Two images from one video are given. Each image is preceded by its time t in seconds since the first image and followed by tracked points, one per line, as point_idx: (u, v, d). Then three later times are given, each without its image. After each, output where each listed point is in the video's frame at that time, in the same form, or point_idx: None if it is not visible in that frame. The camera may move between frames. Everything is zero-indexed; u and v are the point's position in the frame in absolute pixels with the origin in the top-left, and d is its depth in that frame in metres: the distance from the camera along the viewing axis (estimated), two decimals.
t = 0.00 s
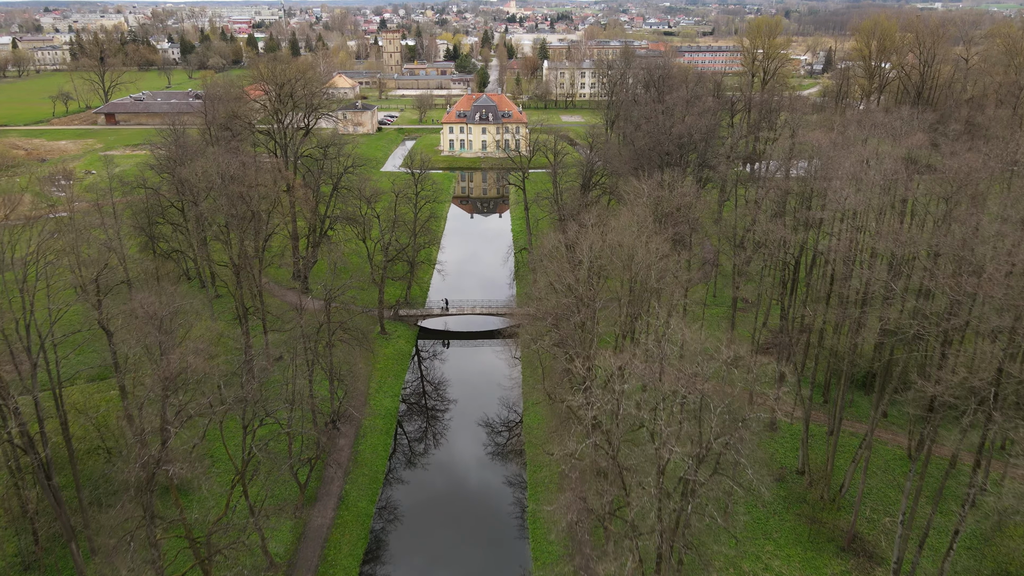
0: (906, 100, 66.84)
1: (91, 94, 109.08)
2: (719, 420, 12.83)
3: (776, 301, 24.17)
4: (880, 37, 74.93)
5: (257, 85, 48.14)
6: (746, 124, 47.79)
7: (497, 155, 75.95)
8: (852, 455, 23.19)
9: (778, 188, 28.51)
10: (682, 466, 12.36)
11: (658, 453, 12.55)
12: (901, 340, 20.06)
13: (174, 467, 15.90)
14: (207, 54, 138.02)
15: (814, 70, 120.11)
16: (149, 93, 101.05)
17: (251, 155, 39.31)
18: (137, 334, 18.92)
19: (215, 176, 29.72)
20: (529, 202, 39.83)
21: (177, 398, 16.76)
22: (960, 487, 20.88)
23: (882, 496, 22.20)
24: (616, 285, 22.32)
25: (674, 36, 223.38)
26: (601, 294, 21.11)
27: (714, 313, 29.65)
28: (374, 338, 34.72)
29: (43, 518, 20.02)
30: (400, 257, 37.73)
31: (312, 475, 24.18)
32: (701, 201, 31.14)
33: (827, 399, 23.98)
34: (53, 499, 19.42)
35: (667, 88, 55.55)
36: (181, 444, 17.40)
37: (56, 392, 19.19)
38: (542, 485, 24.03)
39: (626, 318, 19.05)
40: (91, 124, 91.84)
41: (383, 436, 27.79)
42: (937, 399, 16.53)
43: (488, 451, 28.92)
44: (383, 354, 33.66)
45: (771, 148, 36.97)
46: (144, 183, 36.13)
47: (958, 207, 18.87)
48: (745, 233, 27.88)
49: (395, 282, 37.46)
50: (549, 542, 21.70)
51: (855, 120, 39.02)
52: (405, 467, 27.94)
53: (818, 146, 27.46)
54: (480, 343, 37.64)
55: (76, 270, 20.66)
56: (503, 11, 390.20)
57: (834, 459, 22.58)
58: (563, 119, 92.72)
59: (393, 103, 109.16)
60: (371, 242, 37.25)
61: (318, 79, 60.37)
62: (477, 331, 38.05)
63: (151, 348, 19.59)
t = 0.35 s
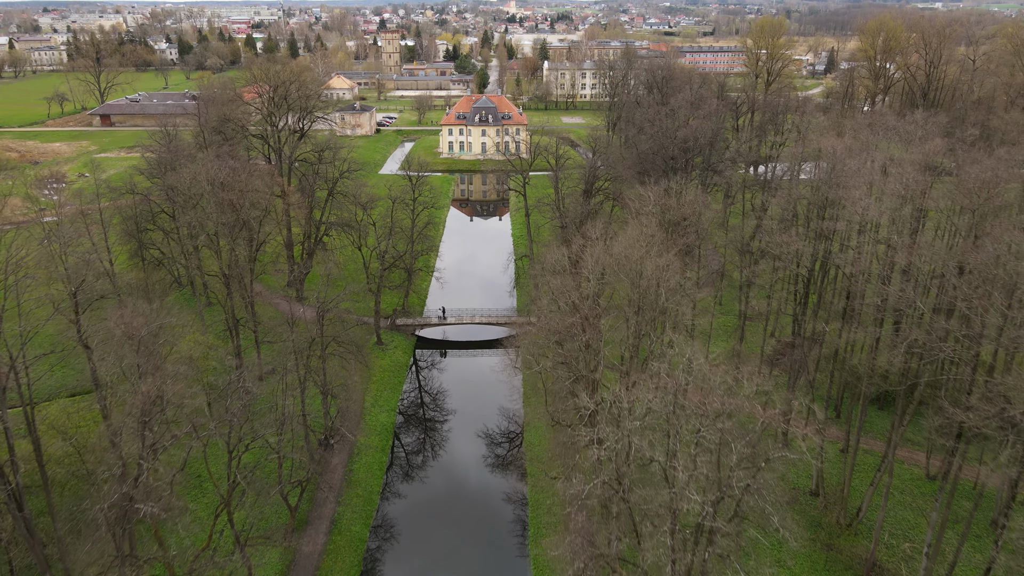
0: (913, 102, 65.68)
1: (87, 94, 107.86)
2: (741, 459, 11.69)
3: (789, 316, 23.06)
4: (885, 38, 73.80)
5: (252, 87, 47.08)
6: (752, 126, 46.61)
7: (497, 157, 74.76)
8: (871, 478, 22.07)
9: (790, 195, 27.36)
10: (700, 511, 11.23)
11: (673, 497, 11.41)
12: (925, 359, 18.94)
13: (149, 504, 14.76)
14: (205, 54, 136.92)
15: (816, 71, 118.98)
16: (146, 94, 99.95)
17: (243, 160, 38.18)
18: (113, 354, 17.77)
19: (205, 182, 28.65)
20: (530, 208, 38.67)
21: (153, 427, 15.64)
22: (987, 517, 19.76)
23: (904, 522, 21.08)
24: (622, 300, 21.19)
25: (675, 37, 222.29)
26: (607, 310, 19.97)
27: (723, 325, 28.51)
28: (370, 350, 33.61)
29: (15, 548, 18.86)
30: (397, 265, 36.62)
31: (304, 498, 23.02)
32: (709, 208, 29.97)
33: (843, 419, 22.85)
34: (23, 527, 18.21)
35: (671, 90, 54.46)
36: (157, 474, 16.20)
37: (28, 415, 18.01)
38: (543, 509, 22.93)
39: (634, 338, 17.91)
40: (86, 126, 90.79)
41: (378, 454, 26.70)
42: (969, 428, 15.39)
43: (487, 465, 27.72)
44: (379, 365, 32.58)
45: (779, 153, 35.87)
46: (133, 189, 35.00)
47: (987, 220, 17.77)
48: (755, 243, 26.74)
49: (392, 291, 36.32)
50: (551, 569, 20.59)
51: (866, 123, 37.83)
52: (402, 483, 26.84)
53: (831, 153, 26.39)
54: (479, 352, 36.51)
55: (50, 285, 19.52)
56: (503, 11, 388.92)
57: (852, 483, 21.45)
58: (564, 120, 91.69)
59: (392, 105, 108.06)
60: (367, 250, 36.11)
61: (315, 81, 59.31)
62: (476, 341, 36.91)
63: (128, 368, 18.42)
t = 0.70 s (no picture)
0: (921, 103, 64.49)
1: (83, 95, 106.65)
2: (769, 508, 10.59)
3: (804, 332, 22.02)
4: (891, 38, 72.59)
5: (246, 90, 45.95)
6: (759, 129, 45.55)
7: (497, 160, 73.65)
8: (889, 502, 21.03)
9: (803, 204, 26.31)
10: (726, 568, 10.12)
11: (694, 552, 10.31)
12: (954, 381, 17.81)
13: (123, 543, 13.72)
14: (203, 54, 135.84)
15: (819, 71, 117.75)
16: (142, 95, 98.75)
17: (237, 165, 37.14)
18: (90, 378, 16.65)
19: (194, 190, 27.55)
20: (530, 214, 37.57)
21: (129, 460, 14.47)
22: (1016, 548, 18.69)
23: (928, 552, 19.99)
24: (630, 316, 20.16)
25: (675, 36, 221.01)
26: (614, 328, 18.93)
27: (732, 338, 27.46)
28: (366, 361, 32.57)
29: None
30: (394, 273, 35.50)
31: (294, 523, 21.87)
32: (718, 217, 28.91)
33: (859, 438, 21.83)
34: None
35: (674, 92, 53.35)
36: (134, 510, 15.05)
37: None
38: (547, 535, 21.83)
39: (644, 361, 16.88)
40: (81, 127, 89.68)
41: (374, 473, 25.57)
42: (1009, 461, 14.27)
43: (487, 479, 26.61)
44: (376, 378, 31.46)
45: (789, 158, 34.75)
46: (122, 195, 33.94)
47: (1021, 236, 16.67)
48: (766, 254, 25.70)
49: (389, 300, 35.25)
50: None
51: (878, 127, 36.74)
52: (399, 497, 25.94)
53: (846, 161, 25.31)
54: (479, 362, 35.42)
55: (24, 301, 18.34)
56: (503, 11, 387.76)
57: (870, 509, 20.40)
58: (565, 121, 90.57)
59: (392, 106, 106.97)
60: (364, 258, 35.08)
61: (312, 82, 58.22)
62: (476, 350, 35.81)
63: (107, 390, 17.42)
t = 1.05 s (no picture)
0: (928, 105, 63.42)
1: (78, 97, 105.45)
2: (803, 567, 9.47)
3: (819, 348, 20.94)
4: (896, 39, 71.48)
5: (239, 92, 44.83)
6: (765, 133, 44.46)
7: (497, 162, 72.61)
8: (910, 527, 19.82)
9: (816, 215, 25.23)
10: None
11: None
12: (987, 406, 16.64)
13: None
14: (201, 55, 134.83)
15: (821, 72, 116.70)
16: (138, 97, 97.58)
17: (229, 170, 36.04)
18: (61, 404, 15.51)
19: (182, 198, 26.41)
20: (530, 220, 36.37)
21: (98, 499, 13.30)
22: None
23: None
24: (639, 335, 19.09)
25: (676, 37, 219.92)
26: (622, 349, 17.80)
27: (742, 352, 26.33)
28: (361, 374, 31.42)
29: None
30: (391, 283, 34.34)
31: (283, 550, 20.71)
32: (726, 226, 27.81)
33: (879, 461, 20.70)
34: None
35: (678, 94, 52.27)
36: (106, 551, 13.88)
37: None
38: (550, 563, 20.68)
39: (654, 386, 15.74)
40: (75, 128, 88.67)
41: (369, 495, 24.42)
42: None
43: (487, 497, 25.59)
44: (372, 392, 30.31)
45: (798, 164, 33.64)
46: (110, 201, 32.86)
47: None
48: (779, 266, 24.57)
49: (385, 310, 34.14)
50: None
51: (890, 130, 35.62)
52: (395, 513, 24.97)
53: (862, 168, 24.19)
54: (479, 374, 34.33)
55: None
56: (502, 11, 386.63)
57: (894, 535, 19.20)
58: (565, 123, 89.53)
59: (390, 107, 105.95)
60: (359, 267, 33.99)
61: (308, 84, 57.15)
62: (476, 361, 34.72)
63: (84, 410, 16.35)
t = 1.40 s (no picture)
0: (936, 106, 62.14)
1: (74, 98, 104.33)
2: None
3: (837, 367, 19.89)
4: (903, 39, 70.13)
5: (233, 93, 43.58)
6: (772, 137, 43.38)
7: (497, 164, 71.51)
8: (932, 556, 18.76)
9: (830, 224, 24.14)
10: None
11: None
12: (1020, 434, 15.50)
13: None
14: (198, 55, 133.65)
15: (825, 72, 115.39)
16: (135, 97, 96.48)
17: (221, 175, 34.90)
18: (28, 437, 14.41)
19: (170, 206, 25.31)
20: (530, 227, 35.23)
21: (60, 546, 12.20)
22: None
23: None
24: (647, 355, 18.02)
25: (677, 37, 218.58)
26: (630, 371, 16.75)
27: (754, 367, 25.24)
28: (356, 387, 30.35)
29: None
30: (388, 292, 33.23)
31: None
32: (736, 235, 26.73)
33: (900, 486, 19.62)
34: None
35: (682, 96, 51.15)
36: None
37: None
38: None
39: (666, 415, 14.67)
40: (70, 130, 87.56)
41: (363, 518, 23.31)
42: None
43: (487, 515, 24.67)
44: (368, 406, 29.23)
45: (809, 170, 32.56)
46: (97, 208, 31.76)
47: None
48: (792, 278, 23.49)
49: (381, 321, 33.06)
50: None
51: (903, 134, 34.50)
52: (391, 532, 23.92)
53: (880, 176, 23.10)
54: (479, 385, 33.30)
55: None
56: (503, 11, 385.53)
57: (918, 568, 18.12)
58: (566, 124, 88.44)
59: (390, 108, 104.91)
60: (354, 276, 32.91)
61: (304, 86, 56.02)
62: (475, 372, 33.66)
63: (59, 440, 15.29)
